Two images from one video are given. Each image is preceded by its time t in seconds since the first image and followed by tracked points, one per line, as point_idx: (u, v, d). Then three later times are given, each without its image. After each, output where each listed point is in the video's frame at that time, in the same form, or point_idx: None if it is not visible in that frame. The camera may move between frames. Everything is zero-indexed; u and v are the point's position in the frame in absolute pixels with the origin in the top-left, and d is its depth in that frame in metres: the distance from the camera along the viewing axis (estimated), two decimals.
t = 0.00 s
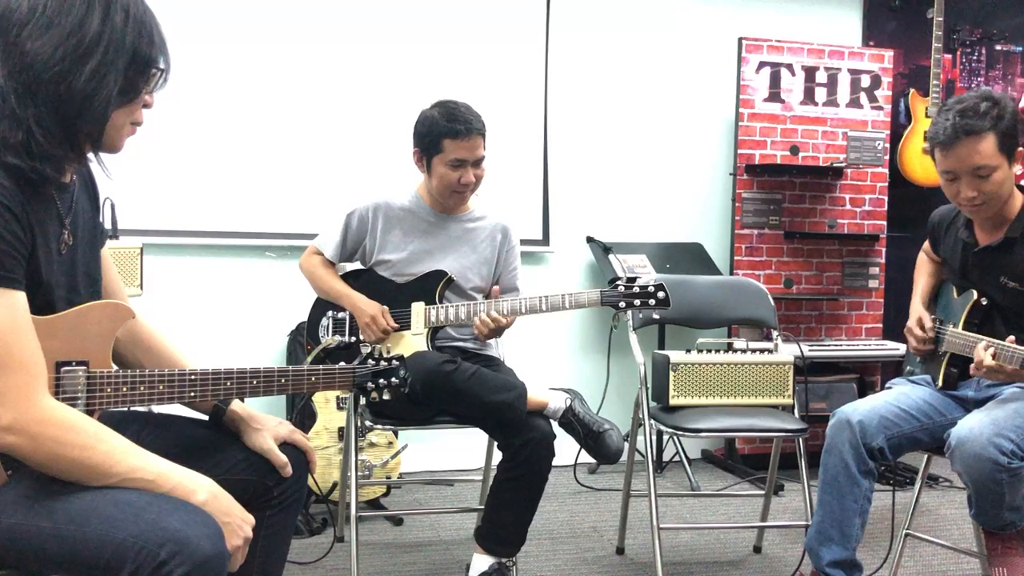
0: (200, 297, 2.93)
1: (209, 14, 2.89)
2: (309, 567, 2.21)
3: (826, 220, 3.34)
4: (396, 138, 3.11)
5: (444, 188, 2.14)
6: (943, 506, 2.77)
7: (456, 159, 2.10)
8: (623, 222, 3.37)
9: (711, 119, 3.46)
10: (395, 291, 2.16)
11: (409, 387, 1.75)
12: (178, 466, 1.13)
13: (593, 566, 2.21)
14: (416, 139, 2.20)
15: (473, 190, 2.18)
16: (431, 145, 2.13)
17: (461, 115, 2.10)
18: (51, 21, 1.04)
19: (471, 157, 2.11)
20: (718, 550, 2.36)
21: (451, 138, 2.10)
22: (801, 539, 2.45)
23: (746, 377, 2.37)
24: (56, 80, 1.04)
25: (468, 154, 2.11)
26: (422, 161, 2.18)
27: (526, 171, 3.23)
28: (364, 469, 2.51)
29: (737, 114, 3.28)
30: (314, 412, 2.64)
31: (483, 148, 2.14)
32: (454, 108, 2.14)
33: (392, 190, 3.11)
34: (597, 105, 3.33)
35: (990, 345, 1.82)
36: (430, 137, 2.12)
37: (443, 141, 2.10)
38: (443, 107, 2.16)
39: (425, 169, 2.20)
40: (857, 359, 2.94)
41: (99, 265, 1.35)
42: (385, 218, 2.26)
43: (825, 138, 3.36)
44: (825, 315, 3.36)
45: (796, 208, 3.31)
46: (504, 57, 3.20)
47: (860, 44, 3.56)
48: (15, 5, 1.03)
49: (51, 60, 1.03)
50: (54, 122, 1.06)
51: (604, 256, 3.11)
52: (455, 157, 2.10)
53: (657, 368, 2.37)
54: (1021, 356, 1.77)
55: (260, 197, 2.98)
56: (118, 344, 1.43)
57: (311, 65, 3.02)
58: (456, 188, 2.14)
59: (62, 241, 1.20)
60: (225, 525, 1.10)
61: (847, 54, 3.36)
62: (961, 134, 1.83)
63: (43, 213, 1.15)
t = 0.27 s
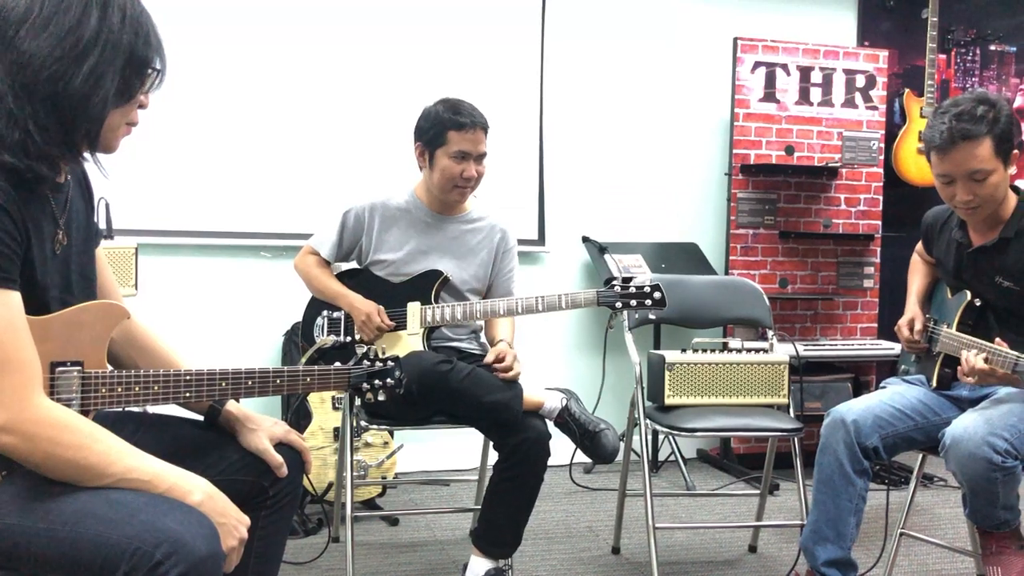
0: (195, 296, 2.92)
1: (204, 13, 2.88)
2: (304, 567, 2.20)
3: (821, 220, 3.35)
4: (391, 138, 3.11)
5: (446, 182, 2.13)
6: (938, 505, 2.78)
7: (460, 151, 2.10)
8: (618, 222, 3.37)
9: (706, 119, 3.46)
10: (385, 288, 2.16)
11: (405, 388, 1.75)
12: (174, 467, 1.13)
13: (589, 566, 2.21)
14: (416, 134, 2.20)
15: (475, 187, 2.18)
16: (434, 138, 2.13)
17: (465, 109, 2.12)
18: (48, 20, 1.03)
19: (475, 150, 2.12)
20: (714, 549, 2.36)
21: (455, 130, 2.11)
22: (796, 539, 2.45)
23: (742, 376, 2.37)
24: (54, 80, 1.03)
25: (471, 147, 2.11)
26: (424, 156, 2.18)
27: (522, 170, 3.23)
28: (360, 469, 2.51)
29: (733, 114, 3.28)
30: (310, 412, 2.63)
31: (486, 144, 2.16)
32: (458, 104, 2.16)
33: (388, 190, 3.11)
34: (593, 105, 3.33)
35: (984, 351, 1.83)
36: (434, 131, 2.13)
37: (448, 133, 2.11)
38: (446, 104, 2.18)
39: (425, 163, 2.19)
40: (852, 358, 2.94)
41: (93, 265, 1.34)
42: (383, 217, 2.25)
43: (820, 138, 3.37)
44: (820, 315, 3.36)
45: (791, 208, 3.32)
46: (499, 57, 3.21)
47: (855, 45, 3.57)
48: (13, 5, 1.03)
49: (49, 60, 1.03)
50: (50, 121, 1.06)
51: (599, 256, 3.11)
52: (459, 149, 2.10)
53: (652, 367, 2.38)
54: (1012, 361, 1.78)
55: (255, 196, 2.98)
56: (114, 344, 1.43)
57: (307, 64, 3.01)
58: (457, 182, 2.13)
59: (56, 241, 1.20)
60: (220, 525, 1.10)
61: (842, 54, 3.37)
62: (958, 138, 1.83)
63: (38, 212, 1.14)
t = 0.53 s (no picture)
0: (190, 296, 2.92)
1: (199, 13, 2.88)
2: (299, 567, 2.20)
3: (816, 220, 3.35)
4: (387, 138, 3.11)
5: (457, 172, 2.13)
6: (933, 504, 2.78)
7: (475, 141, 2.13)
8: (614, 222, 3.38)
9: (701, 119, 3.47)
10: (387, 286, 2.15)
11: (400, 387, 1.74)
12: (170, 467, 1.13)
13: (584, 566, 2.21)
14: (429, 128, 2.23)
15: (485, 181, 2.18)
16: (447, 129, 2.16)
17: (477, 103, 2.16)
18: (37, 16, 1.03)
19: (488, 142, 2.15)
20: (709, 549, 2.36)
21: (469, 121, 2.14)
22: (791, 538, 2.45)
23: (737, 376, 2.37)
24: (44, 76, 1.03)
25: (485, 138, 2.14)
26: (436, 148, 2.19)
27: (517, 170, 3.23)
28: (355, 469, 2.50)
29: (728, 114, 3.29)
30: (305, 412, 2.63)
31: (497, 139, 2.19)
32: (470, 101, 2.20)
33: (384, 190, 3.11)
34: (588, 105, 3.33)
35: (978, 345, 1.83)
36: (448, 122, 2.16)
37: (462, 122, 2.14)
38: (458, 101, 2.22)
39: (436, 154, 2.19)
40: (847, 358, 2.95)
41: (88, 264, 1.34)
42: (386, 214, 2.24)
43: (816, 138, 3.37)
44: (816, 314, 3.37)
45: (786, 208, 3.32)
46: (495, 57, 3.21)
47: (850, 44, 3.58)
48: (2, 3, 1.03)
49: (38, 56, 1.02)
50: (41, 119, 1.05)
51: (595, 256, 3.12)
52: (472, 139, 2.13)
53: (648, 367, 2.38)
54: (1007, 357, 1.77)
55: (250, 197, 2.97)
56: (108, 343, 1.43)
57: (302, 64, 3.01)
58: (469, 172, 2.13)
59: (51, 240, 1.20)
60: (216, 525, 1.10)
61: (837, 54, 3.37)
62: (953, 136, 1.83)
63: (31, 211, 1.14)
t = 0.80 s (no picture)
0: (183, 297, 2.91)
1: (193, 12, 2.87)
2: (294, 567, 2.20)
3: (810, 220, 3.36)
4: (381, 138, 3.11)
5: (464, 171, 2.12)
6: (927, 503, 2.79)
7: (480, 140, 2.13)
8: (608, 222, 3.38)
9: (695, 118, 3.47)
10: (393, 284, 2.13)
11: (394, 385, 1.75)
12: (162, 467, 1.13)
13: (579, 565, 2.21)
14: (430, 130, 2.21)
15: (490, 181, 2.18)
16: (452, 129, 2.16)
17: (479, 103, 2.16)
18: (20, 11, 1.03)
19: (493, 141, 2.16)
20: (704, 548, 2.36)
21: (475, 120, 2.15)
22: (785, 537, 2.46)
23: (732, 375, 2.37)
24: (27, 70, 1.03)
25: (490, 137, 2.15)
26: (441, 148, 2.18)
27: (512, 170, 3.23)
28: (350, 469, 2.50)
29: (722, 114, 3.29)
30: (300, 412, 2.63)
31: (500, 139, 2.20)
32: (472, 102, 2.22)
33: (379, 189, 3.11)
34: (583, 105, 3.33)
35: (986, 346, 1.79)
36: (453, 122, 2.16)
37: (468, 122, 2.14)
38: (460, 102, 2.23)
39: (441, 155, 2.18)
40: (841, 357, 2.96)
41: (82, 264, 1.34)
42: (390, 214, 2.21)
43: (809, 137, 3.38)
44: (810, 314, 3.37)
45: (780, 208, 3.33)
46: (489, 56, 3.21)
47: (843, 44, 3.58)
48: None
49: (22, 50, 1.02)
50: (25, 115, 1.05)
51: (589, 255, 3.12)
52: (478, 138, 2.14)
53: (642, 367, 2.38)
54: (1005, 357, 1.77)
55: (244, 197, 2.97)
56: (103, 343, 1.42)
57: (296, 64, 3.01)
58: (476, 171, 2.13)
59: (43, 239, 1.19)
60: (210, 525, 1.10)
61: (831, 54, 3.38)
62: (947, 134, 1.83)
63: (20, 209, 1.14)
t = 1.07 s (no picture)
0: (175, 297, 2.90)
1: (184, 12, 2.86)
2: (286, 568, 2.19)
3: (802, 219, 3.36)
4: (374, 138, 3.11)
5: (460, 173, 2.12)
6: (918, 501, 2.80)
7: (478, 142, 2.13)
8: (601, 221, 3.38)
9: (687, 118, 3.48)
10: (384, 284, 2.13)
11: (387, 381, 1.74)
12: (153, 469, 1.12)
13: (572, 565, 2.21)
14: (428, 130, 2.20)
15: (485, 184, 2.18)
16: (450, 129, 2.15)
17: (478, 105, 2.16)
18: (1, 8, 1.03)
19: (491, 144, 2.16)
20: (696, 548, 2.37)
21: (473, 122, 2.14)
22: (777, 536, 2.46)
23: (724, 375, 2.38)
24: (10, 68, 1.02)
25: (488, 140, 2.15)
26: (438, 149, 2.17)
27: (505, 170, 3.23)
28: (343, 470, 2.50)
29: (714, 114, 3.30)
30: (292, 413, 2.62)
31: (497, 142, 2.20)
32: (470, 103, 2.21)
33: (372, 189, 3.11)
34: (575, 105, 3.33)
35: (974, 346, 1.79)
36: (450, 123, 2.15)
37: (466, 124, 2.14)
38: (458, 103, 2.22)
39: (437, 155, 2.17)
40: (832, 357, 2.97)
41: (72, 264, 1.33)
42: (383, 214, 2.21)
43: (801, 137, 3.39)
44: (802, 313, 3.38)
45: (772, 207, 3.33)
46: (481, 56, 3.21)
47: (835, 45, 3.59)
48: None
49: (5, 48, 1.02)
50: (9, 113, 1.05)
51: (582, 255, 3.12)
52: (477, 141, 2.13)
53: (635, 366, 2.38)
54: (993, 356, 1.77)
55: (236, 197, 2.96)
56: (93, 344, 1.41)
57: (289, 63, 3.00)
58: (472, 173, 2.13)
59: (31, 239, 1.19)
60: (202, 526, 1.09)
61: (822, 54, 3.39)
62: (938, 131, 1.84)
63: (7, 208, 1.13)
